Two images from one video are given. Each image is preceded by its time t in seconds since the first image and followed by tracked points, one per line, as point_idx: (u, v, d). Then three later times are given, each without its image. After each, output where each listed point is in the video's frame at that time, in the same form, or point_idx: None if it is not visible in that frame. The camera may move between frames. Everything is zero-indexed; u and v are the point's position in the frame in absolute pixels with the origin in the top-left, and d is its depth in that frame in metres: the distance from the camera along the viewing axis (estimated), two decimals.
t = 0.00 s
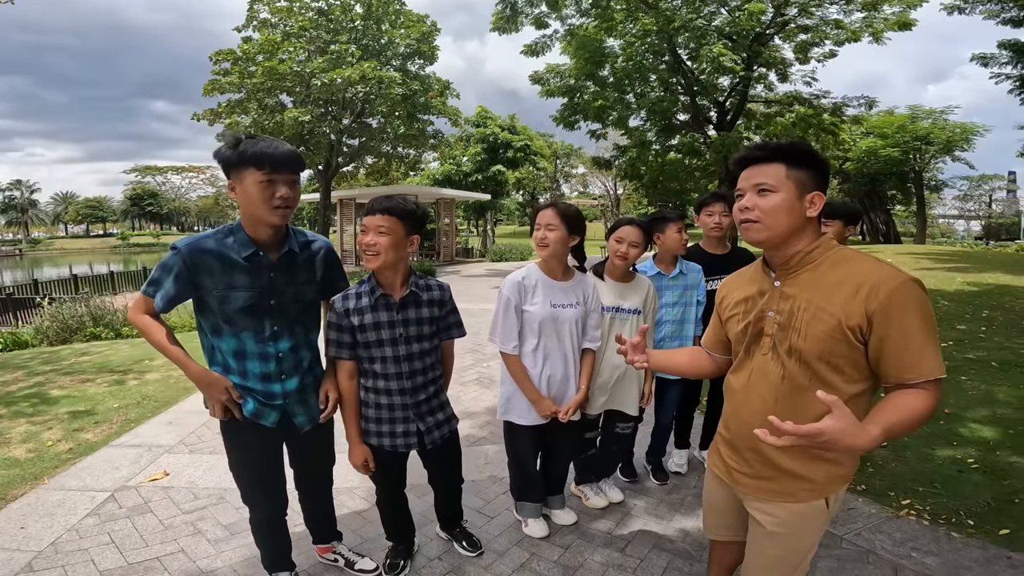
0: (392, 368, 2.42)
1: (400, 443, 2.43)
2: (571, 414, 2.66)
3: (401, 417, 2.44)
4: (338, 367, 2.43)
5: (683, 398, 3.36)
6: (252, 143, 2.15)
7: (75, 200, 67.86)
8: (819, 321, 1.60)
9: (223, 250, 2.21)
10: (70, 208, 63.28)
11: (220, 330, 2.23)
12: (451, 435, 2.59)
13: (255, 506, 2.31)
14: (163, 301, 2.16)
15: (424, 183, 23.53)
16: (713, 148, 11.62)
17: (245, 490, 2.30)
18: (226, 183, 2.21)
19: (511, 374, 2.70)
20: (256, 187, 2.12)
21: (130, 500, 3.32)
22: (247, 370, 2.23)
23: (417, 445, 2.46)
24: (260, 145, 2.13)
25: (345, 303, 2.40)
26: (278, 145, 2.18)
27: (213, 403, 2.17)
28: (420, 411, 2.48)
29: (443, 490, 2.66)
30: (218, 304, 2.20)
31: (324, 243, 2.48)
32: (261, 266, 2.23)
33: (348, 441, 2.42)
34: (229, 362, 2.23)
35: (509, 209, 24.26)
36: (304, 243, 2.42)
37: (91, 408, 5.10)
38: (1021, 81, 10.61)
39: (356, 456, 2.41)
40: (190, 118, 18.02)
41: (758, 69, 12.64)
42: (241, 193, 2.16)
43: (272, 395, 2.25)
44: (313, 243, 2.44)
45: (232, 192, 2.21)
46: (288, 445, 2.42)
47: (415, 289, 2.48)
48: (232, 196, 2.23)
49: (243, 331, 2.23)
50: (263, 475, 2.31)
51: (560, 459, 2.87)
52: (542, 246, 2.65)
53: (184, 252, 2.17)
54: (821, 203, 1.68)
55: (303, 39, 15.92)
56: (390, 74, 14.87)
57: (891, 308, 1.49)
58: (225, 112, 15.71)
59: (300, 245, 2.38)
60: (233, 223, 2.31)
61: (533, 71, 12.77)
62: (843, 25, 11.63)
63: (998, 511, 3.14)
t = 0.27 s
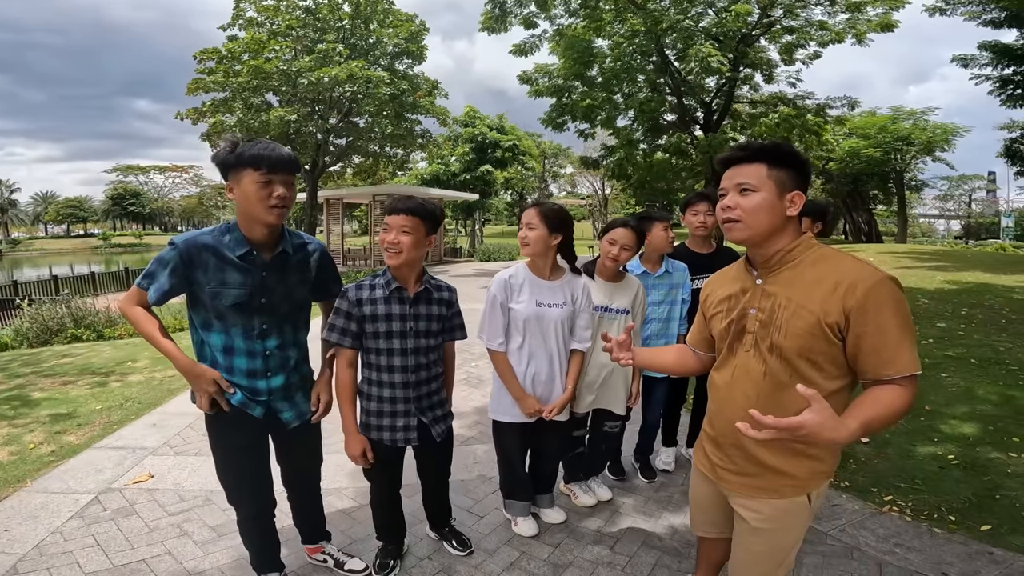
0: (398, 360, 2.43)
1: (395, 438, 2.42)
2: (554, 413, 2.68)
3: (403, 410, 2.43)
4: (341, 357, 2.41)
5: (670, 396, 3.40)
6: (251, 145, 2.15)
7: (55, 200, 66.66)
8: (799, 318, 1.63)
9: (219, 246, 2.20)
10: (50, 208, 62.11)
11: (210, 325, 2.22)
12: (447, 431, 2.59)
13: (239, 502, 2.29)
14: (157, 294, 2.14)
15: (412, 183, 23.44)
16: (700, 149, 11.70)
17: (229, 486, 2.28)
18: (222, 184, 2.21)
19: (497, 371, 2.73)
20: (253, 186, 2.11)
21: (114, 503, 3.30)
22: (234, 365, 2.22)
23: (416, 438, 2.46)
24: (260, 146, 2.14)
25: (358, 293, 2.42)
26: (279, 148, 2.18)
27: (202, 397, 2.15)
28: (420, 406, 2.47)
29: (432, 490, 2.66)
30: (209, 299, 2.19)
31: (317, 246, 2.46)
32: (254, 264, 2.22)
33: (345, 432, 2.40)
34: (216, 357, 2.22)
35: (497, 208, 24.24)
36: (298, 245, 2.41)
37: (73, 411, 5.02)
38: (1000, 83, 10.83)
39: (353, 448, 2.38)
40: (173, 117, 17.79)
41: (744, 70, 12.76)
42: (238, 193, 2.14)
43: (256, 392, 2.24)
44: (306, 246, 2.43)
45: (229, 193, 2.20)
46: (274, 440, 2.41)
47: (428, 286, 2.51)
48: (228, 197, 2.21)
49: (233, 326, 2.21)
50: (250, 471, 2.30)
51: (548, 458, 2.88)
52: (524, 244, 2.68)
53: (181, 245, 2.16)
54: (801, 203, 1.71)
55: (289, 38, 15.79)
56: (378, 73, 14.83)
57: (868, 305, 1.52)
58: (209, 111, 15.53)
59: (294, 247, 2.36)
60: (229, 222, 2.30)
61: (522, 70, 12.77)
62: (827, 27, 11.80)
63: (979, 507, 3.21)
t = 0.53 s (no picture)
0: (405, 356, 2.43)
1: (396, 433, 2.42)
2: (547, 411, 2.68)
3: (406, 405, 2.44)
4: (349, 351, 2.41)
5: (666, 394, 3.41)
6: (255, 145, 2.16)
7: (54, 200, 66.73)
8: (790, 314, 1.64)
9: (218, 242, 2.21)
10: (48, 208, 61.97)
11: (208, 321, 2.22)
12: (445, 427, 2.61)
13: (232, 497, 2.30)
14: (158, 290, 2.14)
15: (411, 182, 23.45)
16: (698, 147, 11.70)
17: (223, 482, 2.28)
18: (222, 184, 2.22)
19: (493, 367, 2.74)
20: (256, 186, 2.12)
21: (112, 501, 3.31)
22: (230, 361, 2.22)
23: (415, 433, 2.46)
24: (265, 146, 2.15)
25: (367, 289, 2.43)
26: (284, 149, 2.20)
27: (201, 391, 2.15)
28: (422, 402, 2.49)
29: (428, 488, 2.67)
30: (207, 295, 2.19)
31: (314, 244, 2.48)
32: (253, 261, 2.23)
33: (351, 425, 2.39)
34: (211, 352, 2.22)
35: (496, 207, 24.25)
36: (297, 243, 2.41)
37: (70, 410, 5.02)
38: (997, 82, 10.84)
39: (360, 441, 2.38)
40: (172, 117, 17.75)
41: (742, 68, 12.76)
42: (240, 191, 2.15)
43: (251, 387, 2.25)
44: (304, 243, 2.44)
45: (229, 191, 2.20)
46: (268, 435, 2.42)
47: (435, 284, 2.53)
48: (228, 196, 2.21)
49: (231, 322, 2.22)
50: (244, 466, 2.31)
51: (544, 456, 2.89)
52: (520, 241, 2.70)
53: (181, 242, 2.17)
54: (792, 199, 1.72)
55: (287, 37, 15.77)
56: (376, 72, 14.85)
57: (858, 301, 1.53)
58: (207, 111, 15.53)
59: (292, 245, 2.37)
60: (228, 220, 2.31)
61: (520, 69, 12.77)
62: (825, 25, 11.81)
63: (974, 505, 3.23)
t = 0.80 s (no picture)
0: (396, 356, 2.44)
1: (391, 434, 2.43)
2: (545, 409, 2.68)
3: (399, 405, 2.45)
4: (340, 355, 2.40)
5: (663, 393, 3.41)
6: (243, 144, 2.16)
7: (54, 199, 66.74)
8: (782, 312, 1.63)
9: (207, 242, 2.20)
10: (48, 206, 61.95)
11: (200, 321, 2.21)
12: (439, 426, 2.61)
13: (228, 498, 2.30)
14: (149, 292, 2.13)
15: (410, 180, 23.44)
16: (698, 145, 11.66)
17: (219, 482, 2.28)
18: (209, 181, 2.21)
19: (489, 367, 2.74)
20: (244, 185, 2.12)
21: (110, 500, 3.31)
22: (225, 360, 2.22)
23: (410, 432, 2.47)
24: (252, 144, 2.15)
25: (355, 291, 2.41)
26: (272, 147, 2.20)
27: (198, 392, 2.15)
28: (415, 401, 2.50)
29: (424, 487, 2.68)
30: (199, 295, 2.19)
31: (304, 241, 2.48)
32: (244, 260, 2.23)
33: (347, 429, 2.38)
34: (205, 353, 2.21)
35: (496, 205, 24.24)
36: (287, 241, 2.42)
37: (68, 409, 5.02)
38: (998, 80, 10.81)
39: (356, 445, 2.38)
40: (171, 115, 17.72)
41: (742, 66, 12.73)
42: (228, 190, 2.15)
43: (248, 387, 2.25)
44: (294, 241, 2.44)
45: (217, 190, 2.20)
46: (263, 435, 2.42)
47: (422, 283, 2.54)
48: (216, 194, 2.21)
49: (224, 322, 2.22)
50: (240, 466, 2.31)
51: (540, 455, 2.89)
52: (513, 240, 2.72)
53: (169, 243, 2.15)
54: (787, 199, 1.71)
55: (286, 36, 15.75)
56: (375, 70, 14.84)
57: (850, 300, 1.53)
58: (206, 109, 15.53)
59: (281, 243, 2.37)
60: (216, 220, 2.30)
61: (519, 67, 12.76)
62: (825, 23, 11.78)
63: (971, 504, 3.23)
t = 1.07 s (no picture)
0: (387, 358, 2.43)
1: (386, 435, 2.43)
2: (546, 409, 2.67)
3: (393, 407, 2.44)
4: (332, 359, 2.41)
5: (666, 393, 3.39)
6: (231, 144, 2.14)
7: (55, 198, 66.81)
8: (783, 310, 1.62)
9: (202, 244, 2.18)
10: (49, 206, 61.91)
11: (198, 324, 2.20)
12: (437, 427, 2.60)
13: (228, 499, 2.29)
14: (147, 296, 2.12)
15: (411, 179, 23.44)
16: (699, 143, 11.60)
17: (219, 484, 2.27)
18: (200, 183, 2.20)
19: (490, 368, 2.73)
20: (234, 185, 2.10)
21: (110, 500, 3.30)
22: (226, 362, 2.22)
23: (405, 434, 2.47)
24: (241, 144, 2.13)
25: (343, 294, 2.40)
26: (261, 146, 2.18)
27: (198, 395, 2.14)
28: (410, 402, 2.49)
29: (424, 487, 2.67)
30: (196, 297, 2.18)
31: (300, 240, 2.47)
32: (240, 261, 2.22)
33: (341, 432, 2.38)
34: (205, 355, 2.21)
35: (496, 204, 24.23)
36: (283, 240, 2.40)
37: (69, 409, 5.01)
38: (1000, 78, 10.76)
39: (353, 449, 2.36)
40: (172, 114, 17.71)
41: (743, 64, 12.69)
42: (218, 191, 2.14)
43: (249, 388, 2.25)
44: (289, 239, 2.43)
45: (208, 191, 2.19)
46: (264, 435, 2.41)
47: (413, 283, 2.52)
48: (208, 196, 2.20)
49: (222, 323, 2.21)
50: (239, 466, 2.31)
51: (542, 455, 2.88)
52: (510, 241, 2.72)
53: (163, 246, 2.13)
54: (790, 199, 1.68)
55: (286, 34, 15.72)
56: (375, 69, 14.84)
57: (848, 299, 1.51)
58: (207, 108, 15.53)
59: (277, 242, 2.36)
60: (210, 221, 2.28)
61: (519, 66, 12.73)
62: (826, 21, 11.74)
63: (974, 504, 3.21)
